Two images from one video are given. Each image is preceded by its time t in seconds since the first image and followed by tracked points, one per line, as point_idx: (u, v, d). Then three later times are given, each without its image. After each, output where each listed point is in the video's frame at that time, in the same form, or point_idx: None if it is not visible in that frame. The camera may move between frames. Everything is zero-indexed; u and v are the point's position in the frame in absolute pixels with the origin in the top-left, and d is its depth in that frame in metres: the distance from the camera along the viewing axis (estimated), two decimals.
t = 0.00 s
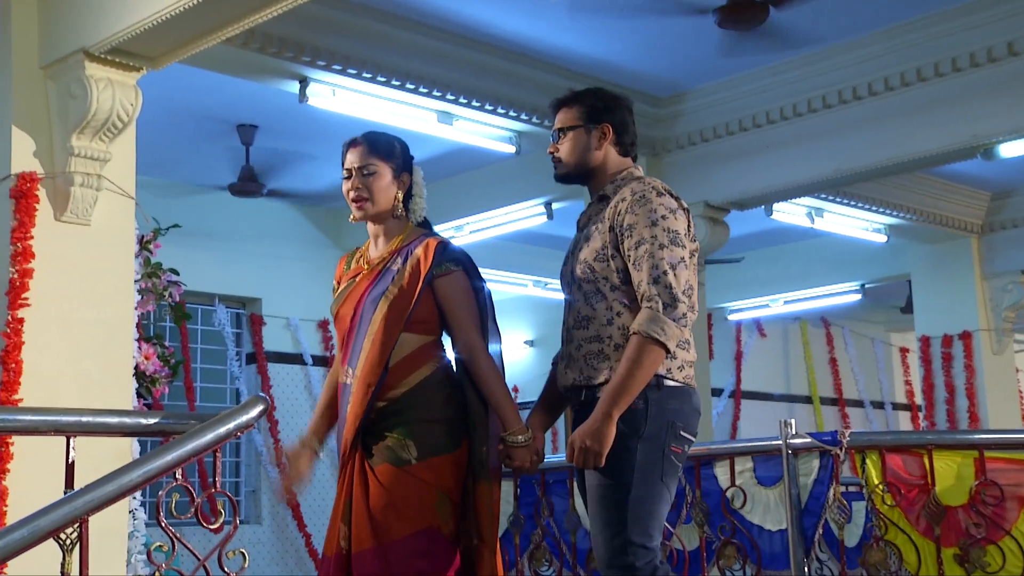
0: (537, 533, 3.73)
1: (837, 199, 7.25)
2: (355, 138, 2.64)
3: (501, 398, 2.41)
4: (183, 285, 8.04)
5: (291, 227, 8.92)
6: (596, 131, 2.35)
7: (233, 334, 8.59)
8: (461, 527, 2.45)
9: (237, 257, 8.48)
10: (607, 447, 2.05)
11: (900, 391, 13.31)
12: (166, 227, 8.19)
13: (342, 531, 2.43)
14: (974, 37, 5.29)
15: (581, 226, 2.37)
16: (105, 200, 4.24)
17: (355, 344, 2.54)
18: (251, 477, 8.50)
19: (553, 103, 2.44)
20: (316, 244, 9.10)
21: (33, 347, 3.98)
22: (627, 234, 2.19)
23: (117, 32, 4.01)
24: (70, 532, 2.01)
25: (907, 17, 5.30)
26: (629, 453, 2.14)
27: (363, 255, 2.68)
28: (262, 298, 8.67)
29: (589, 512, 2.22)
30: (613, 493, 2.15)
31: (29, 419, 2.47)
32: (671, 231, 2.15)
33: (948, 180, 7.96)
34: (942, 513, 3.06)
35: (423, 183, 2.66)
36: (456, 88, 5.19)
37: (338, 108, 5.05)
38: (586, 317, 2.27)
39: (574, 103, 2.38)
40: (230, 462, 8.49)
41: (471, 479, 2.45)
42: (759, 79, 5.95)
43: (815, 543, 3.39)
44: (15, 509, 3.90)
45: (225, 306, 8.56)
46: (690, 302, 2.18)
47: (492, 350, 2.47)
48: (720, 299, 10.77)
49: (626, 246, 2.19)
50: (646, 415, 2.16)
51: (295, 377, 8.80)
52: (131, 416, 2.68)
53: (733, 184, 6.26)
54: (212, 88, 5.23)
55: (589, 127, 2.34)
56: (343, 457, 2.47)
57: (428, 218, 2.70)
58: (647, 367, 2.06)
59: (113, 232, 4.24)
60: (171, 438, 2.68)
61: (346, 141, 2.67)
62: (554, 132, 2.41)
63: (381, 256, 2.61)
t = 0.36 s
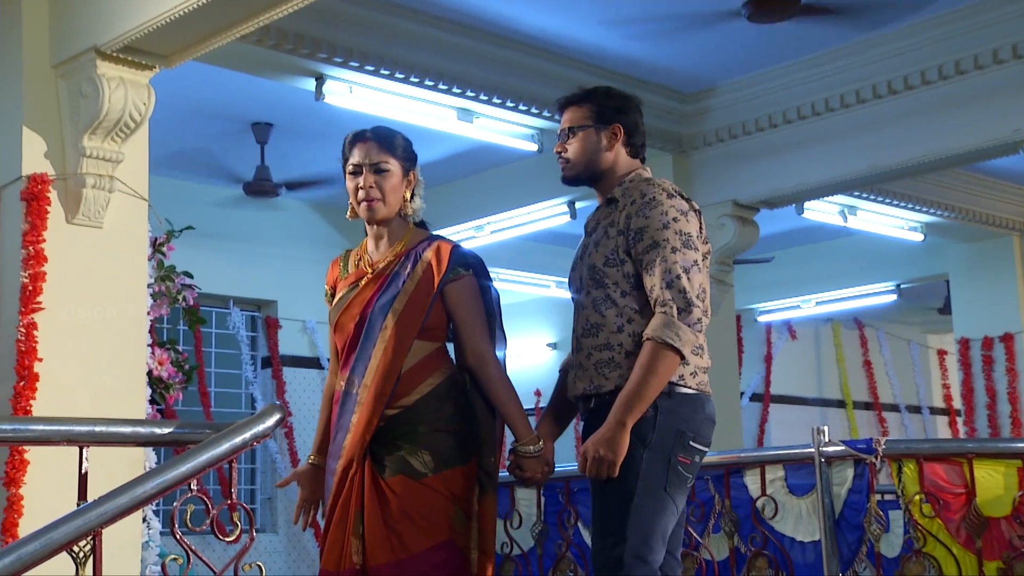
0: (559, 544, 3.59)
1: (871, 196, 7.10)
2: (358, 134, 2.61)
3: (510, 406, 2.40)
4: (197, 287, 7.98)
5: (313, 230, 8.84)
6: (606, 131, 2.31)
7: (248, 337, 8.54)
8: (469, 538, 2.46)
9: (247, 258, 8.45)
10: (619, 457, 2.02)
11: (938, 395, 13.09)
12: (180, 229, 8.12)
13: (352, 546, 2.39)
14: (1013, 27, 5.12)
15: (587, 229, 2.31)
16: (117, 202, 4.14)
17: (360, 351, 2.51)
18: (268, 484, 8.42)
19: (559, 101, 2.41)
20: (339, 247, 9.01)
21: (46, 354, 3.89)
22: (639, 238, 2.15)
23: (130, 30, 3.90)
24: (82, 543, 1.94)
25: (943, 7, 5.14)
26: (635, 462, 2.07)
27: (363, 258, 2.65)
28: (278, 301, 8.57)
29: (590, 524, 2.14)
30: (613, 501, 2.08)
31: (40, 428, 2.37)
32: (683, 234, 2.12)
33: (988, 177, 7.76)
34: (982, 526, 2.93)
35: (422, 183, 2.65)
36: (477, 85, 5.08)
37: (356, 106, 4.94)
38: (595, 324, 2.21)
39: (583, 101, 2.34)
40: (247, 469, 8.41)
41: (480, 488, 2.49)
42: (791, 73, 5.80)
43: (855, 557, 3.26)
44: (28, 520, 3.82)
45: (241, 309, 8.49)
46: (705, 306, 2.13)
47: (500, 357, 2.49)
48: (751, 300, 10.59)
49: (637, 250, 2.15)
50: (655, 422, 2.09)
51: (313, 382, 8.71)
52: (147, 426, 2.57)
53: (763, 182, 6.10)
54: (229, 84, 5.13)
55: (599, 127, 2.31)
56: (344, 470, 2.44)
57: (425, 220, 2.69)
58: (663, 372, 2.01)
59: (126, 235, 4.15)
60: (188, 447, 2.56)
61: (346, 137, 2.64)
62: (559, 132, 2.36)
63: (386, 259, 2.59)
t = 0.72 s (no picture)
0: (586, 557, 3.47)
1: (908, 194, 6.95)
2: (358, 136, 2.60)
3: (519, 417, 2.41)
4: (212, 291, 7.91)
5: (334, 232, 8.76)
6: (615, 130, 2.29)
7: (264, 341, 8.46)
8: (480, 545, 2.46)
9: (269, 260, 8.37)
10: (619, 472, 2.01)
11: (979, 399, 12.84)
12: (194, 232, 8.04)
13: (363, 561, 2.37)
14: None
15: (593, 231, 2.31)
16: (131, 205, 4.05)
17: (368, 356, 2.46)
18: (285, 491, 8.34)
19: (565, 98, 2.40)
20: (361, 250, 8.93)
21: (59, 361, 3.81)
22: (640, 243, 2.14)
23: (144, 30, 3.81)
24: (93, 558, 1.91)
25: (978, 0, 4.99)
26: (640, 479, 2.06)
27: (367, 260, 2.62)
28: (295, 305, 8.50)
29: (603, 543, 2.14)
30: (624, 521, 2.08)
31: (56, 441, 2.22)
32: (685, 238, 2.10)
33: None
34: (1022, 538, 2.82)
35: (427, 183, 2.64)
36: (499, 83, 4.99)
37: (374, 104, 4.89)
38: (595, 331, 2.21)
39: (590, 99, 2.32)
40: (264, 475, 8.34)
41: (489, 495, 2.49)
42: (823, 68, 5.65)
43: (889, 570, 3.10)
44: (50, 530, 3.75)
45: (257, 312, 8.42)
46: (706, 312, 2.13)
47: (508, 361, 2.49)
48: (784, 301, 10.42)
49: (638, 256, 2.14)
50: (659, 437, 2.07)
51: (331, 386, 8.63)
52: (162, 436, 2.43)
53: (795, 180, 5.95)
54: (245, 84, 5.05)
55: (606, 126, 2.29)
56: (338, 492, 2.42)
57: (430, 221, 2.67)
58: (664, 384, 2.01)
59: (141, 239, 4.06)
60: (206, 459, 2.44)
61: (347, 137, 2.63)
62: (564, 130, 2.35)
63: (392, 260, 2.56)
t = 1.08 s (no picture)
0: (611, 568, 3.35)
1: (949, 191, 6.78)
2: (348, 136, 2.66)
3: (513, 427, 2.45)
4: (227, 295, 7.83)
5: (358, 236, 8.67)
6: (619, 126, 2.26)
7: (281, 346, 8.37)
8: (477, 560, 2.50)
9: (293, 261, 8.27)
10: (592, 478, 2.05)
11: None
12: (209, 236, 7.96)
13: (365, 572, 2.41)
14: None
15: (597, 228, 2.29)
16: (146, 207, 3.95)
17: (360, 366, 2.49)
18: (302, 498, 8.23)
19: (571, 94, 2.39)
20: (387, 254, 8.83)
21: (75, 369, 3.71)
22: (637, 244, 2.13)
23: (160, 27, 3.68)
24: None
25: None
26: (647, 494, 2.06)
27: (355, 265, 2.66)
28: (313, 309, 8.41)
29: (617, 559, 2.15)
30: (635, 536, 2.09)
31: (71, 453, 2.28)
32: (681, 241, 2.09)
33: None
34: None
35: (417, 188, 2.70)
36: (522, 80, 4.87)
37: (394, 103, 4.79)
38: (592, 333, 2.22)
39: (594, 94, 2.31)
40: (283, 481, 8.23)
41: (485, 507, 2.53)
42: (858, 62, 5.49)
43: None
44: (77, 542, 3.67)
45: (275, 317, 8.34)
46: (702, 314, 2.11)
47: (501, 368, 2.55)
48: (820, 301, 10.25)
49: (636, 257, 2.13)
50: (659, 448, 2.08)
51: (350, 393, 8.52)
52: (178, 449, 2.49)
53: (828, 178, 5.78)
54: (262, 80, 4.95)
55: (610, 122, 2.27)
56: (334, 505, 2.43)
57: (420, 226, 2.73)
58: (646, 394, 2.02)
59: (156, 243, 3.96)
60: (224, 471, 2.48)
61: (337, 136, 2.68)
62: (568, 126, 2.34)
63: (383, 266, 2.60)
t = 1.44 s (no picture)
0: None
1: (991, 190, 6.61)
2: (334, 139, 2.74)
3: (503, 432, 2.57)
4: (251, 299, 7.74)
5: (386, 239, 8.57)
6: (630, 126, 2.25)
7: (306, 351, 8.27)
8: (463, 569, 2.59)
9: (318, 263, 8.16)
10: (608, 500, 2.01)
11: None
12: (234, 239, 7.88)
13: None
14: None
15: (610, 233, 2.27)
16: (162, 211, 3.85)
17: (347, 370, 2.61)
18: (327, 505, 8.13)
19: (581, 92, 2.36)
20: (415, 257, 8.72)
21: (88, 377, 3.62)
22: (650, 253, 2.11)
23: (182, 23, 3.56)
24: None
25: None
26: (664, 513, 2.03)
27: (340, 267, 2.77)
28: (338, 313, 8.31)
29: None
30: (650, 557, 2.05)
31: (85, 466, 2.06)
32: (698, 249, 2.06)
33: None
34: None
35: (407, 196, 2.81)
36: (546, 77, 4.76)
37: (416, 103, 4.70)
38: (605, 345, 2.19)
39: (606, 93, 2.30)
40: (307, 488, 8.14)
41: (471, 520, 2.63)
42: (890, 59, 5.34)
43: None
44: (85, 557, 3.57)
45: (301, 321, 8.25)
46: (717, 324, 2.10)
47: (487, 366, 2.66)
48: (858, 303, 10.06)
49: (649, 266, 2.11)
50: (676, 466, 2.05)
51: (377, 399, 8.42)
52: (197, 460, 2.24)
53: (864, 177, 5.63)
54: (282, 78, 4.85)
55: (620, 121, 2.26)
56: (323, 511, 2.52)
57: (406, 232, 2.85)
58: (663, 411, 1.99)
59: (173, 248, 3.86)
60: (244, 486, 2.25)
61: (327, 138, 2.77)
62: (578, 126, 2.32)
63: (368, 270, 2.71)
